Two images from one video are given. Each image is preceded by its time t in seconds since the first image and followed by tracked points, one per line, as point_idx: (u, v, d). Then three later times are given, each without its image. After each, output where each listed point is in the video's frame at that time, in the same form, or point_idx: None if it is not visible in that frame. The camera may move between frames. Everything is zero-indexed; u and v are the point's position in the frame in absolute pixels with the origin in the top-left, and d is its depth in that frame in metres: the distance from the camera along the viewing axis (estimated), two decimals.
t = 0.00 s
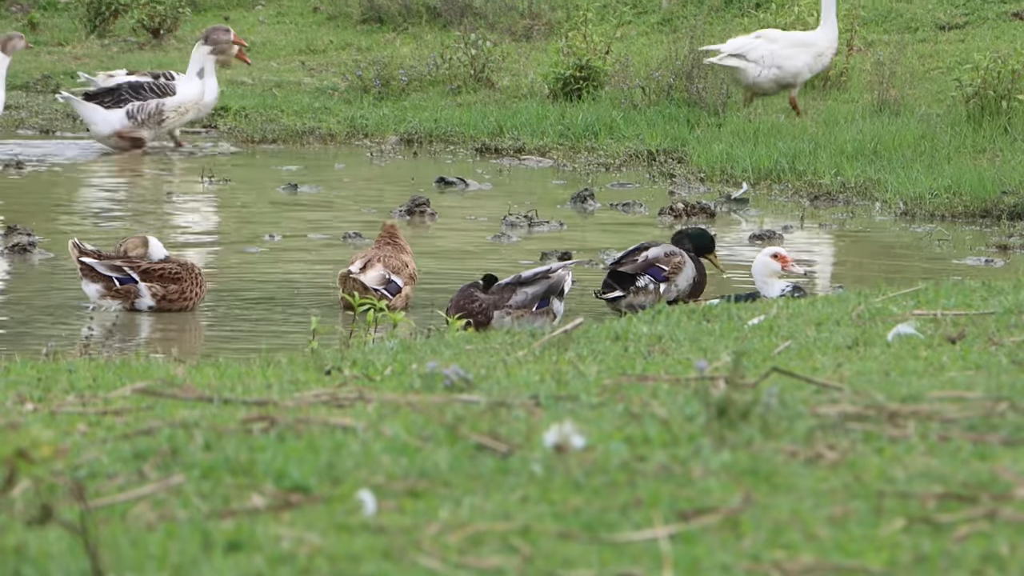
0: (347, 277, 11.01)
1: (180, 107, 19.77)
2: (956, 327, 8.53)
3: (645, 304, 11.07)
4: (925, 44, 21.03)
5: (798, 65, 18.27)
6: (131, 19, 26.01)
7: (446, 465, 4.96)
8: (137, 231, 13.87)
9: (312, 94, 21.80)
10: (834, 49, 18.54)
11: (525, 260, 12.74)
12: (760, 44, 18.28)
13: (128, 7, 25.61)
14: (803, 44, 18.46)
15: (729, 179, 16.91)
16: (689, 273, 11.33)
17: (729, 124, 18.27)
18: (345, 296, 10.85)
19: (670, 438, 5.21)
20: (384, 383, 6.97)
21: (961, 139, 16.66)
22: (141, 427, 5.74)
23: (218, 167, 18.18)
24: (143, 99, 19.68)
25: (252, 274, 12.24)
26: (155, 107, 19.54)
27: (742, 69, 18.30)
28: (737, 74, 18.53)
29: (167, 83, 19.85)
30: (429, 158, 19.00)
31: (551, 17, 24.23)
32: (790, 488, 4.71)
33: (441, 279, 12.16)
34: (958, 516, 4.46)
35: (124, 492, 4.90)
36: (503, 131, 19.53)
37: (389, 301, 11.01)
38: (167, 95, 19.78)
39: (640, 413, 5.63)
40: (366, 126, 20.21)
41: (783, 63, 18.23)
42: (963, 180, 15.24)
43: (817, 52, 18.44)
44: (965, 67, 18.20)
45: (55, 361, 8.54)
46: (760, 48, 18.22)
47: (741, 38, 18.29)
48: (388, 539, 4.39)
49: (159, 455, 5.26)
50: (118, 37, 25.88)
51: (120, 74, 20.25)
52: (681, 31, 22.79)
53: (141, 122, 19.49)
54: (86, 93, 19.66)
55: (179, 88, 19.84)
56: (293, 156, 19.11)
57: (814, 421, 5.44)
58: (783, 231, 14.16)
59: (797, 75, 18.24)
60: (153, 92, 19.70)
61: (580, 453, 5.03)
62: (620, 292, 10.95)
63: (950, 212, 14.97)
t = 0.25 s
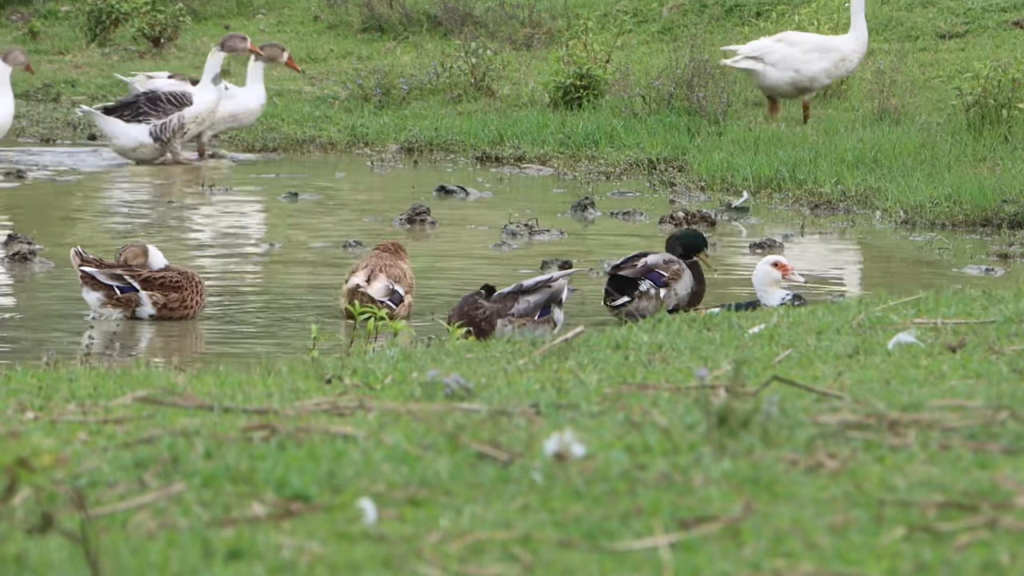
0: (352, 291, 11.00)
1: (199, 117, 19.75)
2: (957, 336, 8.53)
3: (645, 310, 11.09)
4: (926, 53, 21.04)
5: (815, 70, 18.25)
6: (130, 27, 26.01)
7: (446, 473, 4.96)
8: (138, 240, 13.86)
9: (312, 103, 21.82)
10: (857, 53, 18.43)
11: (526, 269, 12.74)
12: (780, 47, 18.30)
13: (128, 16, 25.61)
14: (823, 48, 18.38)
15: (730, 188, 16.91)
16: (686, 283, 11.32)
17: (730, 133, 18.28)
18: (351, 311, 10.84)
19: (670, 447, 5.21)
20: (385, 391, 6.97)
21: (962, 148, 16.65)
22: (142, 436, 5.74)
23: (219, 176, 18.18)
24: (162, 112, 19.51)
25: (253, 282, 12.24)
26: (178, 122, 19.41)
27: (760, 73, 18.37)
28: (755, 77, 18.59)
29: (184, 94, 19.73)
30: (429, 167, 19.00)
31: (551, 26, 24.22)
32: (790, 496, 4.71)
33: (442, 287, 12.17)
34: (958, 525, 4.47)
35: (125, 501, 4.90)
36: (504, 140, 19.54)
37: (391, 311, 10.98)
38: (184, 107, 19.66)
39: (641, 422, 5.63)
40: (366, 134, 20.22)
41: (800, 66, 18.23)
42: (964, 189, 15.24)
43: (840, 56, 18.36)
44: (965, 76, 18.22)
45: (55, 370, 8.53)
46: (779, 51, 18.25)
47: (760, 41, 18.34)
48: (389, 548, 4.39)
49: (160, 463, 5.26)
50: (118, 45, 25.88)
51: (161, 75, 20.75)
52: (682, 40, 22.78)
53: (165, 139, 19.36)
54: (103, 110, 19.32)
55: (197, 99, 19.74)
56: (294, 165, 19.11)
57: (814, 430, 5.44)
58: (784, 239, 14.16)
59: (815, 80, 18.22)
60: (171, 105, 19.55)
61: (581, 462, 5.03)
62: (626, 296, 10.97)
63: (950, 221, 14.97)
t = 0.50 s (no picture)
0: (351, 300, 11.01)
1: (232, 129, 19.79)
2: (958, 344, 8.52)
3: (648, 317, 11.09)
4: (926, 61, 21.08)
5: (831, 78, 18.14)
6: (131, 35, 26.04)
7: (446, 481, 4.96)
8: (137, 248, 13.85)
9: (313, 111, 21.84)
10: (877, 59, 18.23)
11: (526, 277, 12.75)
12: (796, 58, 18.30)
13: (129, 24, 25.65)
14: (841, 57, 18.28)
15: (730, 196, 16.91)
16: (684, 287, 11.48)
17: (730, 141, 18.29)
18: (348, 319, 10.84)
19: (671, 455, 5.21)
20: (385, 400, 6.97)
21: (962, 156, 16.66)
22: (142, 444, 5.74)
23: (219, 184, 18.19)
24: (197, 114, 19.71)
25: (253, 290, 12.22)
26: (207, 128, 19.52)
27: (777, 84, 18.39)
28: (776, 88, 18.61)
29: (223, 103, 19.81)
30: (430, 175, 19.02)
31: (551, 34, 24.25)
32: (791, 504, 4.71)
33: (442, 296, 12.17)
34: (959, 533, 4.47)
35: (125, 509, 4.90)
36: (504, 148, 19.56)
37: (391, 319, 11.03)
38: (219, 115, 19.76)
39: (642, 430, 5.63)
40: (367, 142, 20.24)
41: (816, 75, 18.18)
42: (964, 198, 15.25)
43: (858, 62, 18.23)
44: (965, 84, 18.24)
45: (55, 378, 8.53)
46: (794, 62, 18.26)
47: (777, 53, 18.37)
48: (389, 556, 4.39)
49: (160, 472, 5.26)
50: (119, 53, 25.90)
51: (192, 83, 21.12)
52: (682, 48, 22.80)
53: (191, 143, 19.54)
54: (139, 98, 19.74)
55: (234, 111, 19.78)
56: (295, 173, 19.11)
57: (814, 438, 5.44)
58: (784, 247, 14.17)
59: (830, 87, 18.10)
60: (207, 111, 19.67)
61: (581, 470, 5.03)
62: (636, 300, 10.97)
63: (951, 230, 14.96)
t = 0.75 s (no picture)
0: (350, 304, 11.00)
1: (248, 138, 19.62)
2: (958, 352, 8.52)
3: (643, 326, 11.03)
4: (926, 69, 21.12)
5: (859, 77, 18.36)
6: (132, 43, 26.06)
7: (447, 489, 4.96)
8: (138, 256, 13.84)
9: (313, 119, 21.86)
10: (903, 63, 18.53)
11: (526, 285, 12.74)
12: (824, 58, 18.48)
13: (129, 32, 25.69)
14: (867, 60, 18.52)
15: (731, 204, 16.91)
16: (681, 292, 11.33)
17: (730, 149, 18.29)
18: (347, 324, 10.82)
19: (671, 463, 5.20)
20: (386, 407, 6.96)
21: (963, 164, 16.67)
22: (142, 452, 5.74)
23: (220, 192, 18.19)
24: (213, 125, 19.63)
25: (253, 298, 12.22)
26: (221, 136, 19.39)
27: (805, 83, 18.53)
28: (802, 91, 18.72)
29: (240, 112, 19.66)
30: (430, 182, 19.02)
31: (551, 42, 24.28)
32: (791, 512, 4.71)
33: (443, 303, 12.16)
34: (959, 541, 4.47)
35: (126, 517, 4.90)
36: (504, 155, 19.57)
37: (391, 326, 11.03)
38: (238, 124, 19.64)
39: (642, 438, 5.63)
40: (367, 150, 20.25)
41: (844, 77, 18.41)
42: (964, 205, 15.25)
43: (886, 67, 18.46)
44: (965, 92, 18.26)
45: (55, 386, 8.53)
46: (822, 62, 18.43)
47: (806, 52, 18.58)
48: (389, 564, 4.38)
49: (160, 479, 5.26)
50: (119, 61, 25.92)
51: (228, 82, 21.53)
52: (682, 55, 22.83)
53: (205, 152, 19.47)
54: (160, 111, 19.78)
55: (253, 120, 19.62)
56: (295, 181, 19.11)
57: (815, 446, 5.44)
58: (785, 254, 14.17)
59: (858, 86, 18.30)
60: (224, 121, 19.57)
61: (582, 478, 5.03)
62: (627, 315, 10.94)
63: (951, 237, 14.96)
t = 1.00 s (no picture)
0: (352, 310, 10.99)
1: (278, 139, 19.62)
2: (958, 359, 8.53)
3: (644, 331, 11.03)
4: (926, 77, 21.16)
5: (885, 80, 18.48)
6: (133, 50, 26.10)
7: (447, 497, 4.96)
8: (138, 263, 13.85)
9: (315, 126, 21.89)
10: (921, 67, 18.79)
11: (527, 292, 12.75)
12: (848, 62, 18.55)
13: (129, 39, 25.71)
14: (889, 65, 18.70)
15: (731, 211, 16.92)
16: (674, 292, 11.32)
17: (731, 156, 18.31)
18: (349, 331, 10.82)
19: (672, 469, 5.21)
20: (386, 414, 6.97)
21: (963, 171, 16.67)
22: (143, 459, 5.74)
23: (220, 199, 18.20)
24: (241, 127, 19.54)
25: (253, 305, 12.22)
26: (248, 137, 19.34)
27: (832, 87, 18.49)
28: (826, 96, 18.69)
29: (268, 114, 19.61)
30: (431, 189, 19.04)
31: (552, 49, 24.33)
32: (791, 519, 4.71)
33: (443, 311, 12.16)
34: (960, 548, 4.47)
35: (126, 524, 4.90)
36: (505, 162, 19.59)
37: (391, 332, 11.04)
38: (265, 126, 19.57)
39: (642, 444, 5.63)
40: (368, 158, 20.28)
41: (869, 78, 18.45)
42: (965, 212, 15.26)
43: (906, 71, 18.61)
44: (965, 100, 18.29)
45: (55, 393, 8.53)
46: (847, 65, 18.49)
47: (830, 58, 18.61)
48: (389, 571, 4.39)
49: (160, 486, 5.26)
50: (120, 69, 25.96)
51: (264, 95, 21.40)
52: (682, 62, 22.87)
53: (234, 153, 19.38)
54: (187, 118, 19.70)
55: (279, 121, 19.58)
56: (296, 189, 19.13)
57: (815, 453, 5.44)
58: (785, 261, 14.18)
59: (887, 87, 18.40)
60: (251, 123, 19.48)
61: (582, 485, 5.03)
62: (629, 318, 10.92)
63: (952, 244, 14.96)
